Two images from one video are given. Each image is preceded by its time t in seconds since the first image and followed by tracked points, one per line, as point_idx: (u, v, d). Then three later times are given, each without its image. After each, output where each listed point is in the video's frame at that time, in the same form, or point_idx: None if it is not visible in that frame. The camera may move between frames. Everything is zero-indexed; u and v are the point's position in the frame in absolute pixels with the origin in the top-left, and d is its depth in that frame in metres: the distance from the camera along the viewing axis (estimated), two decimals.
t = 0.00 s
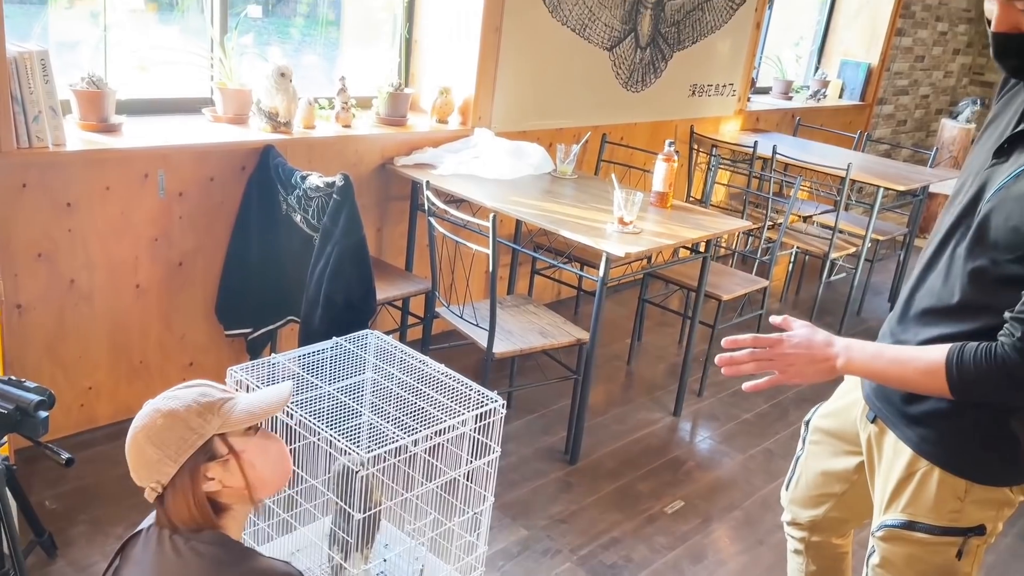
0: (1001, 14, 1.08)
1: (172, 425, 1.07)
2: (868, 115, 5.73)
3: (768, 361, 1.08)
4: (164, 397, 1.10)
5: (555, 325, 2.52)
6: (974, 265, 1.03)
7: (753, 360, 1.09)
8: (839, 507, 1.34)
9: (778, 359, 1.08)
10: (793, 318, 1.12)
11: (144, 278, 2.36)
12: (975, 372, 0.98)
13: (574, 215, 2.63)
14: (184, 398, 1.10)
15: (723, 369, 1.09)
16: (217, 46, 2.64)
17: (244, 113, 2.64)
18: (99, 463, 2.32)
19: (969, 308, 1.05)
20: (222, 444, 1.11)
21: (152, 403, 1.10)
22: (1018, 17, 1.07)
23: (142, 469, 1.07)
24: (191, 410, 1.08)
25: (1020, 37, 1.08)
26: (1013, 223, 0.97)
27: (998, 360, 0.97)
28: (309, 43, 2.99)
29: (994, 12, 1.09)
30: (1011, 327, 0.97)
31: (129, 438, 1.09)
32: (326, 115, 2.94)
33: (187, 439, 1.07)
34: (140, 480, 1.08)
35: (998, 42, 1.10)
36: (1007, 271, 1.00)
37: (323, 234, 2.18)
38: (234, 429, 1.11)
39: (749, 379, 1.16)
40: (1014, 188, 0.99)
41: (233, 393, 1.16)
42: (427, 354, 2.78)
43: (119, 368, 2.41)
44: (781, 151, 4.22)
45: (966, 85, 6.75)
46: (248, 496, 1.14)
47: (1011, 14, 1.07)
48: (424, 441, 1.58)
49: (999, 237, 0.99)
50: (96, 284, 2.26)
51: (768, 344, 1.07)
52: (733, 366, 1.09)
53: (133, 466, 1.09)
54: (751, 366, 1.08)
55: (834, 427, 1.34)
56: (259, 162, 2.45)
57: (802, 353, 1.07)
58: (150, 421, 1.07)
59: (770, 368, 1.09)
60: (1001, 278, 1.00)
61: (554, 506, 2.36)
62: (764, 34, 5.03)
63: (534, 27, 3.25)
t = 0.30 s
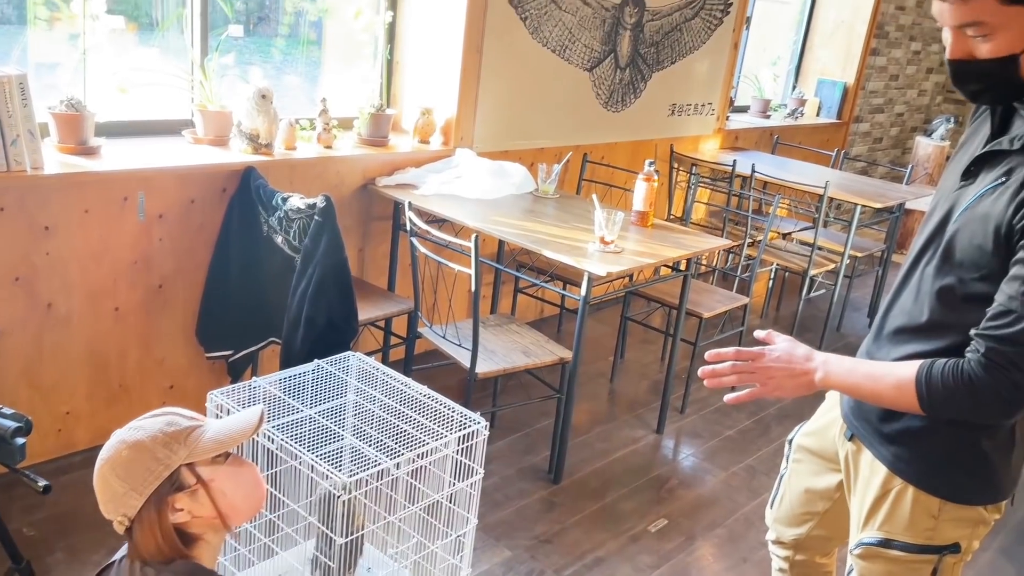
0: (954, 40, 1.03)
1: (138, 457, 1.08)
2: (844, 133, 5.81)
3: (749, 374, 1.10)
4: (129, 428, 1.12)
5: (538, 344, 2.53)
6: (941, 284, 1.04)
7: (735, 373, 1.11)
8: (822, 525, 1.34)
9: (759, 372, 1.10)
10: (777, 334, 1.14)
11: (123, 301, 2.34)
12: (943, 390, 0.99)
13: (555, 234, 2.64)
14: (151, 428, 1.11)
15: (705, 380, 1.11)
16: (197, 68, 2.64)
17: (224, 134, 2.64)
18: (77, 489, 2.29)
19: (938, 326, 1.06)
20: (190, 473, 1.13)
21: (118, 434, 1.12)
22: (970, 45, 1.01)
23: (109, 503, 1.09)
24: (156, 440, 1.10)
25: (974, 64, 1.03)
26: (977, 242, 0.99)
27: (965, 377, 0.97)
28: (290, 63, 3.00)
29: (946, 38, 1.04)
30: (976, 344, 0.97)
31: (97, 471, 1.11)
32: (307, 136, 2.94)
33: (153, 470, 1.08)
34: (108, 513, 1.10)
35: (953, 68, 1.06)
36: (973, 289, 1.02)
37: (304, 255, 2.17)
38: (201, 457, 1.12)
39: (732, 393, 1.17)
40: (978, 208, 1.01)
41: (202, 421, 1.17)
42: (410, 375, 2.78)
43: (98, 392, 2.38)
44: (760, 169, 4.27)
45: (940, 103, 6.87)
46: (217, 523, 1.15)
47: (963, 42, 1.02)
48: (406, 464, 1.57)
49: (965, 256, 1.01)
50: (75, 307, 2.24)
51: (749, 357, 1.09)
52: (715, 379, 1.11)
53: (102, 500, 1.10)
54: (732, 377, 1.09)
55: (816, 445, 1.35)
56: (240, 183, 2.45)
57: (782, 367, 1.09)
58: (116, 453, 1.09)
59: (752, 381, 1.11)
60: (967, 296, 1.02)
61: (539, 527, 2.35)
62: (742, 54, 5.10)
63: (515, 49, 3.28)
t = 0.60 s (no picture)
0: (905, 66, 1.05)
1: (108, 484, 1.08)
2: (820, 150, 5.89)
3: (726, 400, 1.12)
4: (100, 454, 1.11)
5: (517, 362, 2.53)
6: (905, 302, 1.07)
7: (713, 401, 1.13)
8: (796, 541, 1.35)
9: (736, 397, 1.12)
10: (752, 358, 1.16)
11: (99, 323, 2.32)
12: (911, 407, 1.00)
13: (533, 252, 2.66)
14: (122, 454, 1.11)
15: (685, 410, 1.13)
16: (175, 88, 2.64)
17: (202, 155, 2.64)
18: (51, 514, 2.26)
19: (904, 343, 1.08)
20: (161, 499, 1.13)
21: (90, 459, 1.12)
22: (918, 70, 1.03)
23: (79, 529, 1.08)
24: (127, 467, 1.09)
25: (924, 88, 1.04)
26: (938, 260, 1.02)
27: (931, 394, 0.98)
28: (269, 83, 3.01)
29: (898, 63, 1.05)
30: (940, 361, 0.98)
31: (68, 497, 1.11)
32: (285, 156, 2.94)
33: (123, 497, 1.08)
34: (79, 539, 1.09)
35: (907, 92, 1.07)
36: (935, 306, 1.04)
37: (281, 275, 2.17)
38: (173, 484, 1.12)
39: (711, 420, 1.19)
40: (938, 227, 1.03)
41: (175, 446, 1.16)
42: (389, 394, 2.77)
43: (73, 416, 2.36)
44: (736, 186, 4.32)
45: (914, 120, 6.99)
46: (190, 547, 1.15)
47: (913, 67, 1.04)
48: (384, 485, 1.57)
49: (926, 275, 1.03)
50: (49, 330, 2.22)
51: (725, 383, 1.11)
52: (694, 408, 1.13)
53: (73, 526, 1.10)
54: (709, 405, 1.11)
55: (787, 460, 1.36)
56: (217, 204, 2.44)
57: (757, 391, 1.11)
58: (87, 479, 1.08)
59: (729, 407, 1.13)
60: (929, 313, 1.04)
61: (519, 545, 2.35)
62: (718, 73, 5.17)
63: (493, 68, 3.31)
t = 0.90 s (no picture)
0: (879, 85, 1.08)
1: (87, 502, 1.07)
2: (800, 164, 5.96)
3: (707, 413, 1.14)
4: (78, 473, 1.10)
5: (501, 377, 2.53)
6: (880, 313, 1.09)
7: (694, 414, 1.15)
8: (776, 552, 1.36)
9: (716, 410, 1.14)
10: (732, 371, 1.18)
11: (78, 341, 2.30)
12: (886, 417, 1.01)
13: (516, 267, 2.67)
14: (101, 472, 1.10)
15: (666, 423, 1.15)
16: (156, 104, 2.63)
17: (183, 170, 2.63)
18: (28, 536, 2.22)
19: (879, 354, 1.10)
20: (141, 518, 1.12)
21: (68, 478, 1.10)
22: (891, 88, 1.06)
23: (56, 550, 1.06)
24: (107, 485, 1.08)
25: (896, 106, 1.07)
26: (910, 273, 1.03)
27: (905, 404, 0.99)
28: (250, 98, 3.01)
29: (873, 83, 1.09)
30: (914, 371, 0.99)
31: (44, 518, 1.09)
32: (267, 171, 2.94)
33: (102, 515, 1.06)
34: (56, 560, 1.07)
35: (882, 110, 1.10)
36: (908, 318, 1.05)
37: (263, 291, 2.16)
38: (153, 502, 1.11)
39: (694, 434, 1.21)
40: (910, 240, 1.05)
41: (155, 464, 1.16)
42: (373, 410, 2.76)
43: (52, 435, 2.33)
44: (717, 200, 4.35)
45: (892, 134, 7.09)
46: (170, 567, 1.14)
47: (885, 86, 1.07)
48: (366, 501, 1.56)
49: (899, 287, 1.05)
50: (28, 348, 2.20)
51: (705, 396, 1.14)
52: (676, 421, 1.15)
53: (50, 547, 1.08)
54: (690, 417, 1.13)
55: (767, 472, 1.38)
56: (199, 221, 2.44)
57: (737, 403, 1.13)
58: (65, 498, 1.07)
59: (710, 419, 1.15)
60: (903, 325, 1.06)
61: (503, 561, 2.34)
62: (699, 88, 5.23)
63: (475, 84, 3.33)
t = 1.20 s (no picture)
0: (857, 109, 1.10)
1: (75, 518, 1.07)
2: (784, 175, 6.02)
3: (694, 423, 1.15)
4: (66, 489, 1.10)
5: (489, 389, 2.53)
6: (862, 324, 1.10)
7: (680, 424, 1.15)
8: (763, 561, 1.37)
9: (702, 420, 1.15)
10: (717, 382, 1.20)
11: (64, 354, 2.29)
12: (868, 426, 1.03)
13: (504, 279, 2.68)
14: (89, 488, 1.10)
15: (653, 433, 1.15)
16: (143, 117, 2.64)
17: (170, 184, 2.63)
18: (13, 553, 2.20)
19: (862, 365, 1.12)
20: (131, 534, 1.11)
21: (56, 494, 1.10)
22: (868, 112, 1.08)
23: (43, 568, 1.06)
24: (95, 501, 1.08)
25: (875, 128, 1.09)
26: (892, 284, 1.05)
27: (887, 415, 1.01)
28: (237, 112, 3.01)
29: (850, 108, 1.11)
30: (897, 381, 1.01)
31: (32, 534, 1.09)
32: (254, 184, 2.94)
33: (90, 531, 1.06)
34: None
35: (862, 132, 1.12)
36: (890, 329, 1.07)
37: (250, 304, 2.16)
38: (141, 518, 1.11)
39: (678, 445, 1.21)
40: (892, 253, 1.07)
41: (143, 479, 1.16)
42: (361, 422, 2.76)
43: (38, 450, 2.31)
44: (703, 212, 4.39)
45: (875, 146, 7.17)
46: None
47: (863, 110, 1.09)
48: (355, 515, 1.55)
49: (882, 298, 1.07)
50: (13, 363, 2.18)
51: (692, 406, 1.15)
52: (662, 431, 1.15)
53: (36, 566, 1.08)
54: (677, 428, 1.14)
55: (753, 481, 1.39)
56: (186, 234, 2.43)
57: (723, 414, 1.14)
58: (53, 514, 1.07)
59: (696, 430, 1.16)
60: (885, 335, 1.07)
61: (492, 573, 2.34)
62: (684, 100, 5.28)
63: (462, 97, 3.35)
